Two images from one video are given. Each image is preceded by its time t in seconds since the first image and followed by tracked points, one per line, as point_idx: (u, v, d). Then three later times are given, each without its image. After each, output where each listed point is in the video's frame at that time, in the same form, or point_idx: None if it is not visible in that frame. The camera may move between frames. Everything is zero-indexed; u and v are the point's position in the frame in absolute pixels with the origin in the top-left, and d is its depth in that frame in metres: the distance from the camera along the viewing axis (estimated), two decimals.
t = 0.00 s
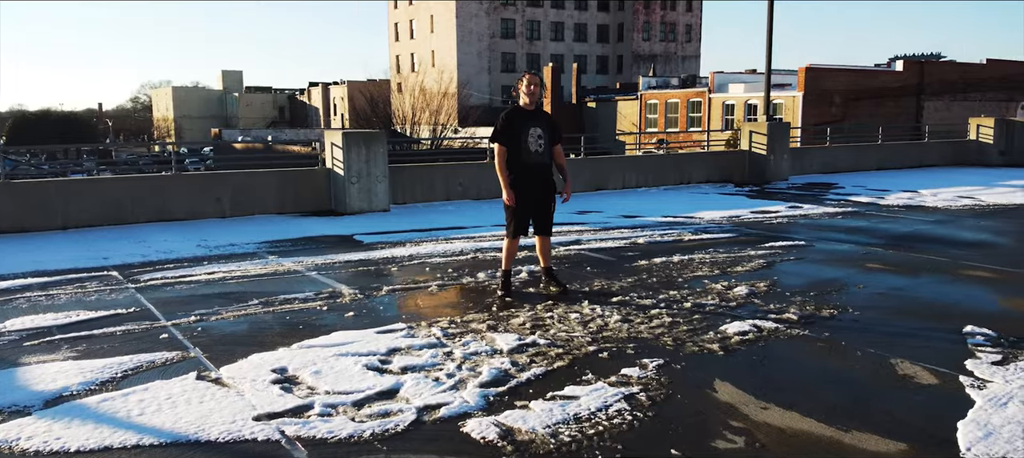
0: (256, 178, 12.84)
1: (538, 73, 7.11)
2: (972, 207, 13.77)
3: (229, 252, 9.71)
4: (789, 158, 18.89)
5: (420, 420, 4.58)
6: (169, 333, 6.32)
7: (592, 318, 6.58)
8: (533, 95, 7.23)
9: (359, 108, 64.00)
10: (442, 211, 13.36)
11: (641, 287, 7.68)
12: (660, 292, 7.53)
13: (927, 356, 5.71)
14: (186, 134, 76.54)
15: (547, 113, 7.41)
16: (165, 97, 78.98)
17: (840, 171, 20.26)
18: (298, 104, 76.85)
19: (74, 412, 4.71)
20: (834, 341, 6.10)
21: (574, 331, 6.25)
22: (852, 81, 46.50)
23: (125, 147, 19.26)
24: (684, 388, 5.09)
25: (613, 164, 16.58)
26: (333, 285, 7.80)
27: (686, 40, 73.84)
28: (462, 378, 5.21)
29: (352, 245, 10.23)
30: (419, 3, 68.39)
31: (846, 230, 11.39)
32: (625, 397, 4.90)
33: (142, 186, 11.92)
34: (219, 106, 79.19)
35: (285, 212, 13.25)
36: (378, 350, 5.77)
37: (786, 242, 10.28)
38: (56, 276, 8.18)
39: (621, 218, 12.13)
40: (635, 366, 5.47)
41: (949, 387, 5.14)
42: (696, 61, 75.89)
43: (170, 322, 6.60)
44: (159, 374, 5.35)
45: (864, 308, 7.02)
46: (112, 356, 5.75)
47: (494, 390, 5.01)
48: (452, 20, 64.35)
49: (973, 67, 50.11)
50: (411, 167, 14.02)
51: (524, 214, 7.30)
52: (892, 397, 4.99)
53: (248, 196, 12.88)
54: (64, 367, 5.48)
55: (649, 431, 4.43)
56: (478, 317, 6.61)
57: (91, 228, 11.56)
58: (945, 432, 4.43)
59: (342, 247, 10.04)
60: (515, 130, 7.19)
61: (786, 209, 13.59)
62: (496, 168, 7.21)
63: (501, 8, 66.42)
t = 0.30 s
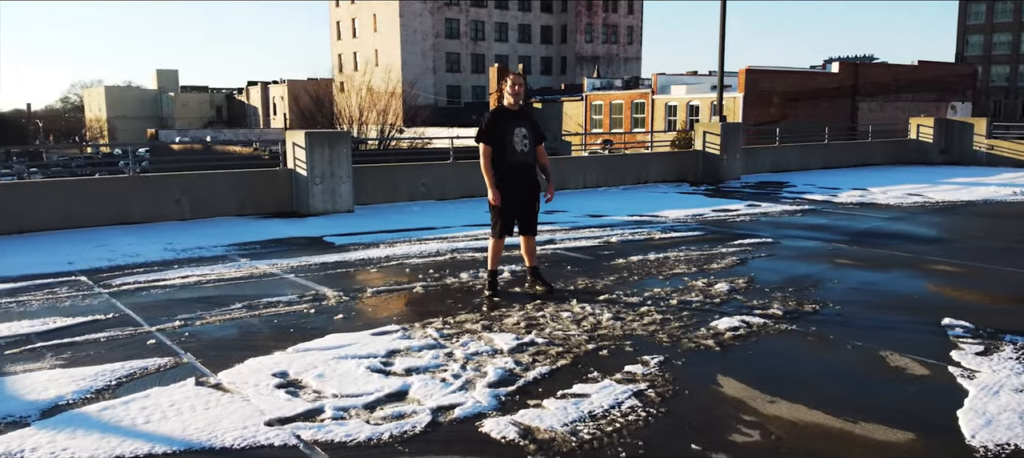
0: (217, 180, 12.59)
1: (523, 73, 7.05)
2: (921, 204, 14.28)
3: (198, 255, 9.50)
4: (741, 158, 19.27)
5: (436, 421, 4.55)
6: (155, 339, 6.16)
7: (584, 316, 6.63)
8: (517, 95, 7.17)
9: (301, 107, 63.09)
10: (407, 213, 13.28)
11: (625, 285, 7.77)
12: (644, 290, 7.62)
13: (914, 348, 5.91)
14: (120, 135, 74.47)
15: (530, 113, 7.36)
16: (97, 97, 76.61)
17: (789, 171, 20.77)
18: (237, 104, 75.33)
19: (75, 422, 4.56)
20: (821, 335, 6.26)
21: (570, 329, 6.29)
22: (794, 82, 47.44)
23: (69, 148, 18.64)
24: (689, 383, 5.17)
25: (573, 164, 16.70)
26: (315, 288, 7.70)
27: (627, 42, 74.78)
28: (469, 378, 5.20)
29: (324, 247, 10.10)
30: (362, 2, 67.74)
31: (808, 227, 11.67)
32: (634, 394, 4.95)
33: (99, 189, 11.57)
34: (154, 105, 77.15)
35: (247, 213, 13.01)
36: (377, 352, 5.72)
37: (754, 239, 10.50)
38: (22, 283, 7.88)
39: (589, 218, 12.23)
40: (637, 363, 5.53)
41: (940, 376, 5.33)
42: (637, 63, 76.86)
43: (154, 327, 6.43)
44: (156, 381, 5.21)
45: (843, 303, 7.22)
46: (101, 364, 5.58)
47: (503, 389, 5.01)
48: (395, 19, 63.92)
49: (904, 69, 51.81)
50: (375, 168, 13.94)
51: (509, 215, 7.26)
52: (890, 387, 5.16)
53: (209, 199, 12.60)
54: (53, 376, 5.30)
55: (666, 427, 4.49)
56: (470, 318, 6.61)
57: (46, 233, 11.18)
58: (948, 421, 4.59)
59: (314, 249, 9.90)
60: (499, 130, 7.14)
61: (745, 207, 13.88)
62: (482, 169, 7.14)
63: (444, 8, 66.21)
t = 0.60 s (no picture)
0: (183, 181, 12.32)
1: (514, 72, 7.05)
2: (879, 202, 14.71)
3: (173, 258, 9.29)
4: (700, 157, 19.60)
5: (461, 421, 4.55)
6: (151, 344, 6.02)
7: (582, 314, 6.68)
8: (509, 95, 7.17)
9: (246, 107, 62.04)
10: (377, 214, 13.19)
11: (613, 284, 7.85)
12: (634, 288, 7.72)
13: (905, 340, 6.10)
14: (56, 135, 72.20)
15: (520, 113, 7.36)
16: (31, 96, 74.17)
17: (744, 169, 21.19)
18: (178, 104, 73.70)
19: (89, 430, 4.43)
20: (815, 329, 6.42)
21: (572, 328, 6.33)
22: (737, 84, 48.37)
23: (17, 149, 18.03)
24: (700, 378, 5.25)
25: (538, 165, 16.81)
26: (303, 290, 7.60)
27: (574, 44, 75.39)
28: (484, 378, 5.20)
29: (301, 248, 9.97)
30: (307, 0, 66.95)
31: (776, 225, 11.94)
32: (650, 390, 5.00)
33: (60, 192, 11.23)
34: (90, 105, 74.99)
35: (213, 215, 12.76)
36: (384, 354, 5.68)
37: (728, 236, 10.70)
38: None
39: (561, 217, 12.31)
40: (645, 359, 5.60)
41: (936, 367, 5.52)
42: (584, 64, 77.51)
43: (146, 332, 6.29)
44: (162, 387, 5.09)
45: (828, 298, 7.41)
46: (99, 370, 5.43)
47: (520, 388, 5.03)
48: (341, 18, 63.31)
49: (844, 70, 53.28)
50: (343, 169, 13.83)
51: (502, 214, 7.24)
52: (891, 378, 5.32)
53: (174, 201, 12.33)
54: (53, 384, 5.14)
55: (689, 422, 4.56)
56: (469, 318, 6.62)
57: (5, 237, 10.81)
58: (954, 410, 4.77)
59: (292, 251, 9.77)
60: (492, 130, 7.12)
61: (711, 206, 14.12)
62: (475, 168, 7.11)
63: (391, 7, 65.70)
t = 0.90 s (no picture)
0: (157, 182, 12.07)
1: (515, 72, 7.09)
2: (846, 200, 15.06)
3: (157, 261, 9.11)
4: (667, 157, 19.84)
5: (495, 420, 4.56)
6: (158, 348, 5.90)
7: (588, 313, 6.74)
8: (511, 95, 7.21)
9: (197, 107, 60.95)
10: (355, 214, 13.09)
11: (610, 283, 7.92)
12: (631, 286, 7.79)
13: (906, 333, 6.27)
14: None
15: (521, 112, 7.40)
16: None
17: (708, 169, 21.51)
18: (125, 105, 72.06)
19: (117, 436, 4.32)
20: (817, 324, 6.56)
21: (581, 326, 6.38)
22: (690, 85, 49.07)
23: None
24: (719, 374, 5.33)
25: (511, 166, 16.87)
26: (301, 292, 7.52)
27: (528, 45, 75.68)
28: (508, 378, 5.21)
29: (287, 249, 9.86)
30: None
31: (753, 223, 12.15)
32: (674, 386, 5.07)
33: (31, 194, 10.93)
34: (33, 106, 72.90)
35: (188, 217, 12.52)
36: (401, 355, 5.67)
37: (710, 235, 10.86)
38: None
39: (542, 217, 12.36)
40: (661, 356, 5.66)
41: (942, 359, 5.68)
42: (538, 64, 77.86)
43: (150, 337, 6.16)
44: (182, 391, 4.99)
45: (822, 294, 7.58)
46: (111, 376, 5.31)
47: (546, 387, 5.06)
48: (294, 17, 62.59)
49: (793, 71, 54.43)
50: (318, 169, 13.70)
51: (505, 214, 7.28)
52: (901, 370, 5.47)
53: (147, 203, 12.07)
54: (67, 391, 5.00)
55: (719, 417, 4.63)
56: (476, 318, 6.63)
57: None
58: (968, 400, 4.92)
59: (278, 252, 9.65)
60: (494, 129, 7.16)
61: (685, 205, 14.30)
62: (478, 168, 7.13)
63: (344, 6, 65.05)
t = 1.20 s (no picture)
0: (133, 184, 11.82)
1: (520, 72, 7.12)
2: (817, 199, 15.36)
3: (145, 265, 8.93)
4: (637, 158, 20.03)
5: (534, 420, 4.57)
6: (171, 353, 5.79)
7: (597, 312, 6.78)
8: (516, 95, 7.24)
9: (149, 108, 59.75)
10: (336, 216, 12.97)
11: (611, 282, 7.97)
12: (632, 285, 7.85)
13: (909, 328, 6.43)
14: None
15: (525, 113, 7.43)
16: None
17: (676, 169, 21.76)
18: (73, 105, 70.29)
19: (152, 444, 4.23)
20: (822, 320, 6.69)
21: (594, 325, 6.41)
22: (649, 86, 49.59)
23: None
24: (741, 371, 5.42)
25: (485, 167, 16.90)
26: (303, 295, 7.43)
27: (485, 45, 75.77)
28: (535, 377, 5.22)
29: (276, 252, 9.73)
30: None
31: (734, 222, 12.33)
32: (701, 384, 5.14)
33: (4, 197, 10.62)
34: None
35: (165, 219, 12.28)
36: (421, 356, 5.64)
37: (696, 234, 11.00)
38: None
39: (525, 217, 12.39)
40: (680, 354, 5.73)
41: (950, 353, 5.84)
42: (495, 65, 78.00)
43: (159, 342, 6.04)
44: (207, 397, 4.90)
45: (820, 291, 7.73)
46: (129, 382, 5.19)
47: (575, 386, 5.08)
48: (247, 16, 61.71)
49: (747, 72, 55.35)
50: (296, 170, 13.55)
51: (510, 214, 7.28)
52: (913, 364, 5.61)
53: (123, 205, 11.81)
54: (87, 398, 4.88)
55: (752, 413, 4.70)
56: (487, 318, 6.62)
57: None
58: (985, 392, 5.07)
59: (267, 255, 9.53)
60: (500, 129, 7.18)
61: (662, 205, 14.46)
62: (483, 168, 7.13)
63: (299, 5, 64.35)
